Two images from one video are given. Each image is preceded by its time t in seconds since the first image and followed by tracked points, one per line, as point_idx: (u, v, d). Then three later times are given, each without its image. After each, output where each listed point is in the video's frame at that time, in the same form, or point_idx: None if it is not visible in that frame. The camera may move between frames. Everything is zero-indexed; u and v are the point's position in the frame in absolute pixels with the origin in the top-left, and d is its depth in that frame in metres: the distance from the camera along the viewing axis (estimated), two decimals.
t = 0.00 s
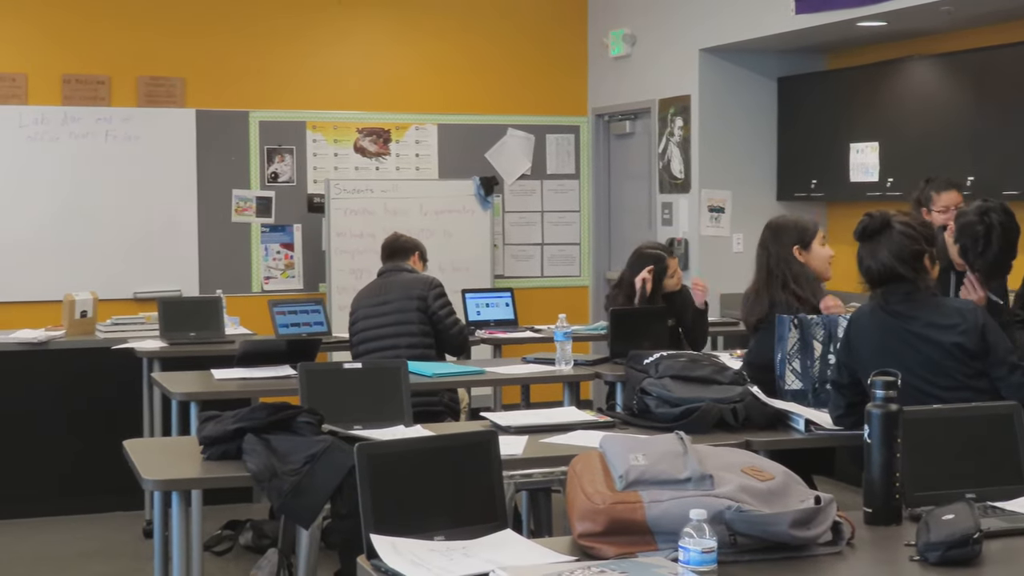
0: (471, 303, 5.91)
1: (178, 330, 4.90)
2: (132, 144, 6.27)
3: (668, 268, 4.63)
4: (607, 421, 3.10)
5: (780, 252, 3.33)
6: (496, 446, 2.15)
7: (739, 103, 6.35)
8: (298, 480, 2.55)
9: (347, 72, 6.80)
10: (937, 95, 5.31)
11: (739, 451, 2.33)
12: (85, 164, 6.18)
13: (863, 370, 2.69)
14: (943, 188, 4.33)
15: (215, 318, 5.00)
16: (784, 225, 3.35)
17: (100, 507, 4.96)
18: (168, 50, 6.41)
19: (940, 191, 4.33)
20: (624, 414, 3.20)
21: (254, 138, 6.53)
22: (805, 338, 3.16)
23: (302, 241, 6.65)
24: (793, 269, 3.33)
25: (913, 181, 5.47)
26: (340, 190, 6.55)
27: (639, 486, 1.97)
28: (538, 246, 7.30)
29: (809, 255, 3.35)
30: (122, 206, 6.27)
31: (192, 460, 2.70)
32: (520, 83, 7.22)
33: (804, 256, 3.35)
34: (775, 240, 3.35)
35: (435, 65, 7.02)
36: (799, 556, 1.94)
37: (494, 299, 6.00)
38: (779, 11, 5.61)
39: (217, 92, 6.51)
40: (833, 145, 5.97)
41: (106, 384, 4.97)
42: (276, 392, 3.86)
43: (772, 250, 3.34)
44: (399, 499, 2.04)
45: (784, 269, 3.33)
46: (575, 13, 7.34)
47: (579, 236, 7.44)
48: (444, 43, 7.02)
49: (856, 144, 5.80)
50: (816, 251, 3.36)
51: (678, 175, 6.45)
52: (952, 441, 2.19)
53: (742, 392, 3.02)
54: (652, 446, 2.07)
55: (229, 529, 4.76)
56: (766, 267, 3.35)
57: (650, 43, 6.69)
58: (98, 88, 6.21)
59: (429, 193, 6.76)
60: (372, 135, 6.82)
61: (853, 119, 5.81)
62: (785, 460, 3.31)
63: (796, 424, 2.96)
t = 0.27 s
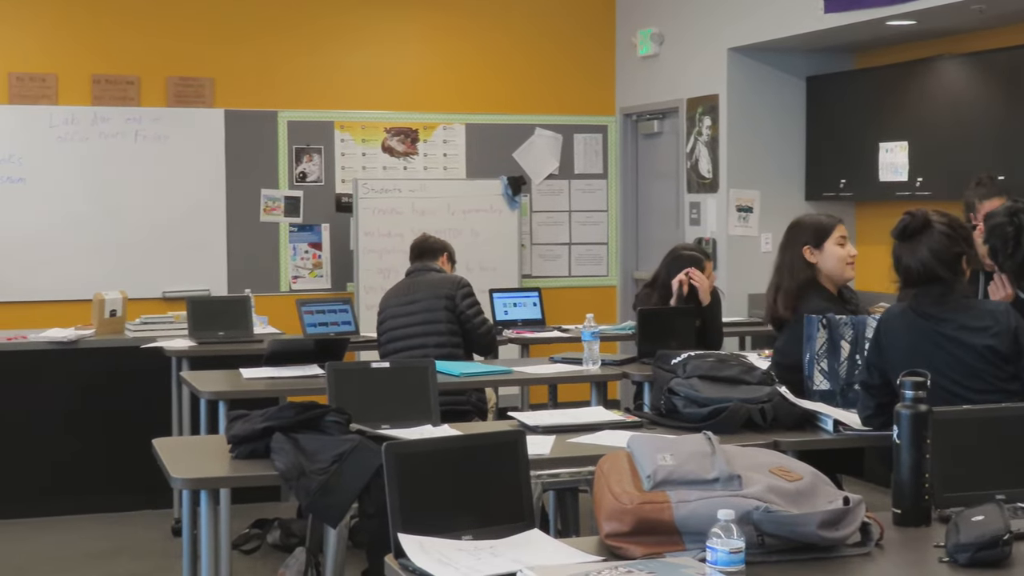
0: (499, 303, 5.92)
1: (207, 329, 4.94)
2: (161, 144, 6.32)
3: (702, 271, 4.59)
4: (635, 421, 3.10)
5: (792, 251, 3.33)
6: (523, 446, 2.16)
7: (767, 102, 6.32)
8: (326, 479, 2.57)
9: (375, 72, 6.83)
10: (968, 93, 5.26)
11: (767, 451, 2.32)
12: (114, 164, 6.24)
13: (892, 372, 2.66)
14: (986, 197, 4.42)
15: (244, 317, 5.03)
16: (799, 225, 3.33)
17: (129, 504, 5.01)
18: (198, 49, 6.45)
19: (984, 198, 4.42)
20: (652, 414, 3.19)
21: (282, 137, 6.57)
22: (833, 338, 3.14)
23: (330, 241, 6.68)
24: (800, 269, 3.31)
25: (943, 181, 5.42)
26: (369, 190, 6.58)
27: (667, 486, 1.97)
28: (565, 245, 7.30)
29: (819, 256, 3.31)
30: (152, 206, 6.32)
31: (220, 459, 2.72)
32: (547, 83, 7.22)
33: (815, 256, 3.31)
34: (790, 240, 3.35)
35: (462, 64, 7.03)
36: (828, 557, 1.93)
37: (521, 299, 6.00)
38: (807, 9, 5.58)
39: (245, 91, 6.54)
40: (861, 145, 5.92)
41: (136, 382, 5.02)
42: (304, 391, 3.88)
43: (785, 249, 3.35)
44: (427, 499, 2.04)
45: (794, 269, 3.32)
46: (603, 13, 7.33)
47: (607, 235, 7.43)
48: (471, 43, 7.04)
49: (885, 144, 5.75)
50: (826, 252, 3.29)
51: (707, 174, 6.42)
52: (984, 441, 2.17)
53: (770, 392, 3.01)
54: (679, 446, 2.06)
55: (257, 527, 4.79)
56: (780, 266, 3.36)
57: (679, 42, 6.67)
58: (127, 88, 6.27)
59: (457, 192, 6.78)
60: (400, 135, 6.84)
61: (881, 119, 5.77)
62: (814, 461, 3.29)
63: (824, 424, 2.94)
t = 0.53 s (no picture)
0: (528, 303, 5.93)
1: (237, 329, 4.97)
2: (192, 144, 6.37)
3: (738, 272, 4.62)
4: (665, 421, 3.09)
5: (832, 252, 3.33)
6: (553, 445, 2.16)
7: (797, 101, 6.28)
8: (356, 478, 2.58)
9: (405, 72, 6.86)
10: (1001, 92, 5.21)
11: (797, 451, 2.31)
12: (145, 164, 6.29)
13: (924, 373, 2.61)
14: None
15: (274, 316, 5.07)
16: (842, 226, 3.32)
17: (161, 502, 5.07)
18: (228, 50, 6.49)
19: None
20: (681, 414, 3.19)
21: (312, 137, 6.60)
22: (864, 339, 3.13)
23: (360, 240, 6.73)
24: (838, 272, 3.31)
25: (975, 181, 5.37)
26: (399, 190, 6.61)
27: (697, 486, 1.97)
28: (595, 245, 7.29)
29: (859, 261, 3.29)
30: (183, 206, 6.38)
31: (251, 457, 2.75)
32: (576, 82, 7.22)
33: (855, 260, 3.30)
34: (831, 240, 3.34)
35: (492, 64, 7.04)
36: (858, 558, 1.92)
37: (550, 299, 6.01)
38: (838, 8, 5.55)
39: (276, 92, 6.58)
40: (892, 144, 5.88)
41: (168, 380, 5.07)
42: (334, 390, 3.91)
43: (825, 249, 3.35)
44: (457, 499, 2.05)
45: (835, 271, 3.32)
46: (632, 13, 7.32)
47: (636, 235, 7.43)
48: (500, 43, 7.05)
49: (917, 143, 5.70)
50: (867, 259, 3.28)
51: (737, 174, 6.40)
52: (1017, 442, 2.15)
53: (801, 392, 2.98)
54: (709, 447, 2.06)
55: (287, 526, 4.83)
56: (819, 264, 3.37)
57: (709, 41, 6.64)
58: (158, 88, 6.33)
59: (486, 192, 6.80)
60: (429, 135, 6.86)
61: (913, 118, 5.71)
62: (845, 461, 3.27)
63: (855, 425, 2.92)
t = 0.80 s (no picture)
0: (562, 303, 5.92)
1: (271, 328, 5.01)
2: (227, 144, 6.43)
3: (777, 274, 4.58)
4: (698, 422, 3.09)
5: (886, 256, 3.31)
6: (586, 445, 2.16)
7: (832, 101, 6.23)
8: (390, 477, 2.60)
9: (439, 72, 6.88)
10: None
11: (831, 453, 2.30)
12: (180, 163, 6.35)
13: (960, 373, 2.60)
14: None
15: (308, 316, 5.10)
16: (896, 231, 3.28)
17: (196, 500, 5.12)
18: (263, 51, 6.54)
19: None
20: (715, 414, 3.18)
21: (346, 137, 6.64)
22: (899, 340, 3.11)
23: (393, 240, 6.76)
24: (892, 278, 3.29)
25: (1013, 181, 5.30)
26: (432, 189, 6.63)
27: (731, 487, 1.96)
28: (629, 245, 7.28)
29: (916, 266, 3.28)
30: (218, 206, 6.43)
31: (285, 456, 2.77)
32: (609, 82, 7.21)
33: (910, 266, 3.29)
34: (885, 243, 3.32)
35: (525, 64, 7.05)
36: (893, 560, 1.91)
37: (584, 299, 6.00)
38: (873, 6, 5.50)
39: (310, 92, 6.63)
40: (928, 143, 5.82)
41: (203, 380, 5.13)
42: (367, 390, 3.93)
43: (878, 252, 3.32)
44: (490, 499, 2.06)
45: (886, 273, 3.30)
46: (666, 13, 7.31)
47: (670, 235, 7.41)
48: (534, 42, 7.05)
49: (953, 143, 5.64)
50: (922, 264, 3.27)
51: (771, 174, 6.36)
52: None
53: (835, 393, 2.97)
54: (743, 447, 2.06)
55: (321, 525, 4.86)
56: (871, 267, 3.34)
57: (743, 40, 6.61)
58: (194, 88, 6.38)
59: (520, 192, 6.81)
60: (463, 135, 6.88)
61: (949, 117, 5.66)
62: (881, 463, 3.25)
63: (890, 426, 2.90)
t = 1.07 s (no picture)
0: (602, 302, 5.92)
1: (313, 327, 5.06)
2: (268, 144, 6.48)
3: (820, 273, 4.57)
4: (739, 422, 3.08)
5: (949, 259, 3.44)
6: (626, 445, 2.17)
7: (874, 99, 6.17)
8: (430, 476, 2.61)
9: (479, 72, 6.90)
10: None
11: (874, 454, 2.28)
12: (222, 163, 6.42)
13: (1005, 374, 2.53)
14: None
15: (349, 316, 5.14)
16: (963, 237, 3.41)
17: (237, 498, 5.18)
18: (305, 52, 6.60)
19: None
20: (756, 414, 3.17)
21: (387, 137, 6.69)
22: (942, 340, 3.08)
23: (434, 240, 6.79)
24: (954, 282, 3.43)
25: None
26: (472, 189, 6.66)
27: (772, 488, 1.96)
28: (669, 245, 7.26)
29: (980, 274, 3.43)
30: (260, 207, 6.49)
31: (326, 455, 2.80)
32: (650, 82, 7.19)
33: (972, 273, 3.43)
34: (949, 247, 3.44)
35: (565, 63, 7.06)
36: (936, 562, 1.89)
37: (624, 299, 5.99)
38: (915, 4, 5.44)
39: (351, 92, 6.67)
40: (972, 143, 5.74)
41: (245, 379, 5.19)
42: (408, 389, 3.95)
43: (942, 254, 3.45)
44: (530, 499, 2.07)
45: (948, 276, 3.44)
46: (707, 12, 7.28)
47: (710, 235, 7.38)
48: (576, 42, 7.06)
49: (997, 142, 5.57)
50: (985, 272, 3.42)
51: (812, 173, 6.31)
52: None
53: (878, 394, 2.95)
54: (785, 448, 2.05)
55: (361, 524, 4.90)
56: (932, 267, 3.48)
57: (784, 39, 6.57)
58: (235, 89, 6.44)
59: (559, 191, 6.82)
60: (503, 134, 6.90)
61: (993, 116, 5.58)
62: (924, 465, 3.22)
63: (933, 427, 2.88)
